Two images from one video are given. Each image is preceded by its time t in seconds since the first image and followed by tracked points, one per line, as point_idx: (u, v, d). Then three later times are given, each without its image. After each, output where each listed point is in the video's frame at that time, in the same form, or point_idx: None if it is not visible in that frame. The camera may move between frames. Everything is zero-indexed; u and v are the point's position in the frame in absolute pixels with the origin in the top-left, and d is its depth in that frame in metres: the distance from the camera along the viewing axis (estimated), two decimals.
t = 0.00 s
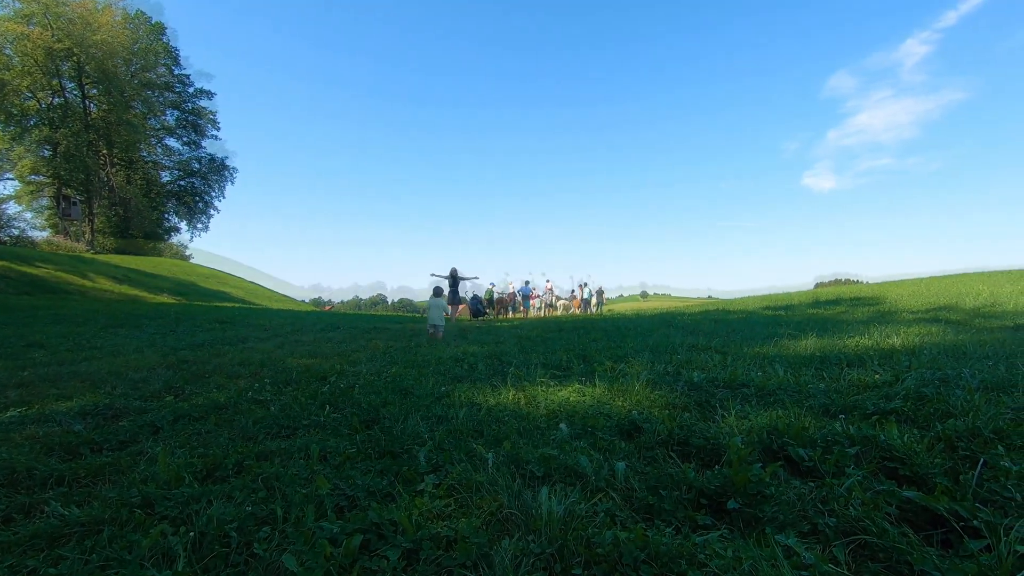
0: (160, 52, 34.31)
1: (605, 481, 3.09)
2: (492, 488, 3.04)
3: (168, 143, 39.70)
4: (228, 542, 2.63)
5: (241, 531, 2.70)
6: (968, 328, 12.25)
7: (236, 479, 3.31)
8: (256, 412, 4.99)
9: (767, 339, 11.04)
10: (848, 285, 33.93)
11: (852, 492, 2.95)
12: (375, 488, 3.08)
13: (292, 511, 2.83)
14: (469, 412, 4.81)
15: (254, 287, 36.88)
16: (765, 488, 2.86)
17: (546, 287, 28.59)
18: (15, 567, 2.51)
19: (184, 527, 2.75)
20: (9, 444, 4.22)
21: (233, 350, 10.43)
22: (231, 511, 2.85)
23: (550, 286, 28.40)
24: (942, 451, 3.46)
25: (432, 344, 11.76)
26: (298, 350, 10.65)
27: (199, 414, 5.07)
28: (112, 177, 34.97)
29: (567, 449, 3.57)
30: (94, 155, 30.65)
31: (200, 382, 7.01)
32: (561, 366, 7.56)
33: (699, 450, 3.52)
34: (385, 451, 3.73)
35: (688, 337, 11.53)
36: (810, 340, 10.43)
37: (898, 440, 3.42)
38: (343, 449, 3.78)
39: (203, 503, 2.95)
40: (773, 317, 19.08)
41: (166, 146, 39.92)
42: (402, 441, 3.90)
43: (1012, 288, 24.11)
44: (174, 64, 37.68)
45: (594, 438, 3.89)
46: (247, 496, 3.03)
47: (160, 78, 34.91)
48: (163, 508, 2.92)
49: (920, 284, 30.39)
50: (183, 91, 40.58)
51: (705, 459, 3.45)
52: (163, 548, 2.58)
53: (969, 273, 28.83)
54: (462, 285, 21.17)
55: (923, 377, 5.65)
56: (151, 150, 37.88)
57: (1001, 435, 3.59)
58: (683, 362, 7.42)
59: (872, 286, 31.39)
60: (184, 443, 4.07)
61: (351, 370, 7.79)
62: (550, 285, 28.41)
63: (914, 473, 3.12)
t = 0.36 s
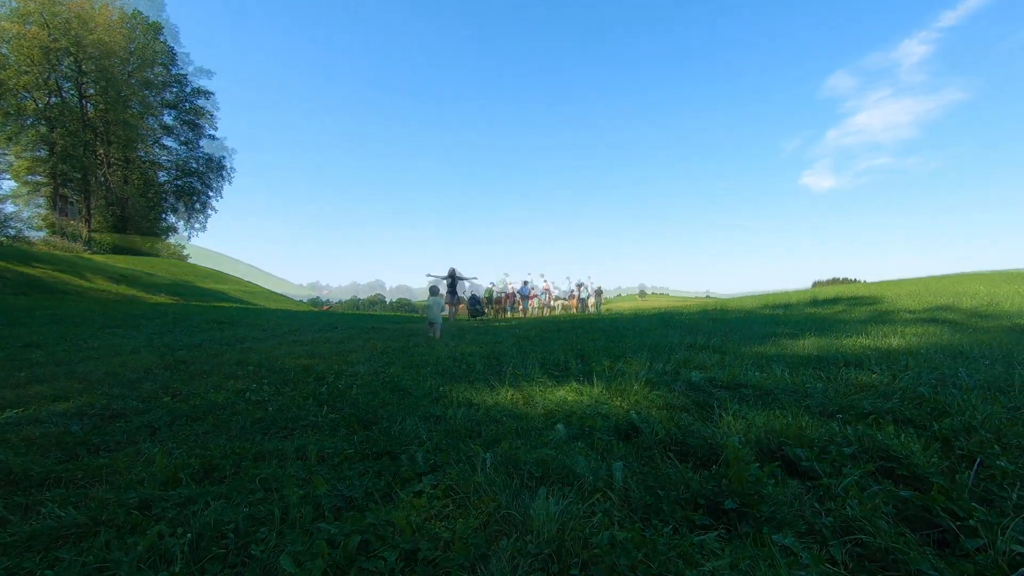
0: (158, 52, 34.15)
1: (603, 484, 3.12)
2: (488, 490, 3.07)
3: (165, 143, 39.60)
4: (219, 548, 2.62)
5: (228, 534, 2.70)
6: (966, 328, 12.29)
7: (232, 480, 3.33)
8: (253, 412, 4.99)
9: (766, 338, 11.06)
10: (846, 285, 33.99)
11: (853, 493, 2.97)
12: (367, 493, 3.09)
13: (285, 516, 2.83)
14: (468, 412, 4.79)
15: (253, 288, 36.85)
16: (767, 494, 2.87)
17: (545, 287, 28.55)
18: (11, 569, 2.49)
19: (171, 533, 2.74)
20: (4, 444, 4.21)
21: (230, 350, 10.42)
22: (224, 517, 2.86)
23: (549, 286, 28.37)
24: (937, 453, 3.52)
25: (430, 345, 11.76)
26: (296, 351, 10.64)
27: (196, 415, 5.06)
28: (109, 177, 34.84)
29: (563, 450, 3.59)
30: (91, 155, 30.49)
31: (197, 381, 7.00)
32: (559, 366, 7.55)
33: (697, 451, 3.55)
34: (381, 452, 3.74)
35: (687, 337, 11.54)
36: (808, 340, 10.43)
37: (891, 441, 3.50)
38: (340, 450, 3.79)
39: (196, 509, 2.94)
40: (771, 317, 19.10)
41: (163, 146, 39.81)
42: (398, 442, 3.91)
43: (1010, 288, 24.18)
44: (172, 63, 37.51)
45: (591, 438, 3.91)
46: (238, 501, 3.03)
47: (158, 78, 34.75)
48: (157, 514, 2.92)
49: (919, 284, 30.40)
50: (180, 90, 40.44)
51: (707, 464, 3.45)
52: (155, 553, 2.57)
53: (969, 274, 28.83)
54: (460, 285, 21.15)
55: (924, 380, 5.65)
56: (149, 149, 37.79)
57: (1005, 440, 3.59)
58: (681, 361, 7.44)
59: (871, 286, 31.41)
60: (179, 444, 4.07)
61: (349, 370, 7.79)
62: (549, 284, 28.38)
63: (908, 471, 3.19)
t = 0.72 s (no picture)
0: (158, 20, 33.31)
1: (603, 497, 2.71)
2: (478, 502, 2.65)
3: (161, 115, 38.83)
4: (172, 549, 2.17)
5: (202, 539, 2.25)
6: (964, 331, 12.14)
7: (189, 482, 2.87)
8: (226, 402, 4.60)
9: (763, 337, 10.85)
10: (840, 285, 33.98)
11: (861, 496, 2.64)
12: (350, 497, 2.67)
13: (251, 514, 2.41)
14: (457, 411, 4.47)
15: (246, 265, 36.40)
16: (778, 501, 2.53)
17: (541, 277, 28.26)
18: None
19: (119, 534, 2.28)
20: None
21: (213, 331, 10.00)
22: (181, 518, 2.42)
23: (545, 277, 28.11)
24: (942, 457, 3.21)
25: (426, 339, 11.50)
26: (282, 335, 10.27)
27: (162, 402, 4.64)
28: (104, 147, 34.14)
29: (559, 457, 3.21)
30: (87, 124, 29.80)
31: (169, 365, 6.59)
32: (555, 365, 7.23)
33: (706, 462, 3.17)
34: (360, 455, 3.36)
35: (683, 335, 11.30)
36: (808, 340, 10.19)
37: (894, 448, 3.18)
38: (315, 450, 3.40)
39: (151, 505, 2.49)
40: (767, 315, 18.92)
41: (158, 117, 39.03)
42: (381, 444, 3.53)
43: (1004, 291, 24.22)
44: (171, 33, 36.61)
45: (590, 446, 3.54)
46: (201, 497, 2.60)
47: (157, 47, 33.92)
48: (98, 509, 2.44)
49: (915, 285, 30.40)
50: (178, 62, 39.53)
51: (707, 470, 3.12)
52: (93, 556, 2.11)
53: (965, 276, 28.82)
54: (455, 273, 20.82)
55: (930, 382, 5.40)
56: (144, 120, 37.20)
57: (1020, 444, 3.32)
58: (681, 361, 7.13)
59: (867, 286, 31.37)
60: (136, 437, 3.64)
61: (335, 360, 7.41)
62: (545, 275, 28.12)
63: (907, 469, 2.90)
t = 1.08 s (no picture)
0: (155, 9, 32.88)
1: (605, 501, 2.60)
2: (475, 506, 2.53)
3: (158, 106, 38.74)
4: (159, 555, 2.06)
5: (191, 539, 2.17)
6: (969, 332, 12.02)
7: (177, 481, 2.75)
8: (219, 397, 4.51)
9: (765, 336, 10.76)
10: (841, 284, 33.85)
11: (874, 501, 2.54)
12: (344, 498, 2.55)
13: (239, 516, 2.29)
14: (455, 408, 4.38)
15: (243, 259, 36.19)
16: (789, 505, 2.41)
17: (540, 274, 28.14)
18: None
19: (102, 538, 2.15)
20: None
21: (209, 323, 9.93)
22: (166, 520, 2.31)
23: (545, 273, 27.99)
24: (955, 461, 3.11)
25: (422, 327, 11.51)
26: (279, 327, 10.21)
27: (155, 396, 4.56)
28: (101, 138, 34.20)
29: (560, 459, 3.10)
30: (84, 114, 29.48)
31: (164, 358, 6.52)
32: (551, 359, 7.16)
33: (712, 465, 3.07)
34: (354, 455, 3.25)
35: (685, 332, 11.22)
36: (811, 340, 10.12)
37: (906, 453, 3.08)
38: (310, 449, 3.29)
39: (136, 505, 2.37)
40: (768, 314, 18.83)
41: (156, 108, 39.07)
42: (377, 442, 3.42)
43: (1006, 292, 24.06)
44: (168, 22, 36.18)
45: (592, 448, 3.43)
46: (190, 496, 2.49)
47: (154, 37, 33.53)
48: (80, 508, 2.33)
49: (916, 286, 30.28)
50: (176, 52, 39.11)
51: (711, 474, 3.00)
52: (71, 560, 2.00)
53: (967, 276, 28.73)
54: (454, 268, 20.68)
55: (938, 385, 5.31)
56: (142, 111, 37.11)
57: None
58: (682, 359, 7.06)
59: (867, 285, 31.33)
60: (127, 431, 3.57)
61: (329, 351, 7.33)
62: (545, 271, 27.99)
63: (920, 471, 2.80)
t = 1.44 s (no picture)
0: None
1: (620, 503, 2.49)
2: (484, 509, 2.41)
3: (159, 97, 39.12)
4: (152, 556, 1.95)
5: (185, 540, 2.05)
6: (976, 333, 11.88)
7: (172, 478, 2.63)
8: (218, 389, 4.39)
9: (771, 335, 10.63)
10: (844, 283, 33.66)
11: (903, 508, 2.43)
12: (347, 497, 2.43)
13: (238, 515, 2.17)
14: (459, 404, 4.27)
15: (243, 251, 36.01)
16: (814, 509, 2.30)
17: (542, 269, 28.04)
18: None
19: (92, 538, 2.03)
20: None
21: (208, 314, 9.85)
22: (161, 519, 2.19)
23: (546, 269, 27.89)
24: (980, 465, 3.00)
25: (421, 320, 11.44)
26: (279, 319, 10.12)
27: (151, 387, 4.44)
28: (102, 128, 34.69)
29: (569, 458, 2.99)
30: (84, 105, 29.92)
31: (162, 348, 6.42)
32: (555, 354, 7.06)
33: (727, 466, 2.97)
34: (357, 451, 3.13)
35: (689, 329, 11.11)
36: (815, 338, 10.03)
37: (926, 456, 2.98)
38: (311, 444, 3.18)
39: (130, 501, 2.25)
40: (771, 312, 18.72)
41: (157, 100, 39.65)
42: (381, 438, 3.31)
43: (1010, 293, 23.87)
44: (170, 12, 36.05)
45: (602, 448, 3.32)
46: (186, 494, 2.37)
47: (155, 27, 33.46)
48: (71, 506, 2.21)
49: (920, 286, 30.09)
50: (178, 42, 39.00)
51: (730, 478, 2.88)
52: (59, 561, 1.88)
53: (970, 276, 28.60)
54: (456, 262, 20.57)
55: (955, 387, 5.17)
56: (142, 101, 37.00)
57: None
58: (688, 356, 6.97)
59: (869, 284, 31.24)
60: (121, 423, 3.45)
61: (329, 344, 7.21)
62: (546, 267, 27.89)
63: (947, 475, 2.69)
